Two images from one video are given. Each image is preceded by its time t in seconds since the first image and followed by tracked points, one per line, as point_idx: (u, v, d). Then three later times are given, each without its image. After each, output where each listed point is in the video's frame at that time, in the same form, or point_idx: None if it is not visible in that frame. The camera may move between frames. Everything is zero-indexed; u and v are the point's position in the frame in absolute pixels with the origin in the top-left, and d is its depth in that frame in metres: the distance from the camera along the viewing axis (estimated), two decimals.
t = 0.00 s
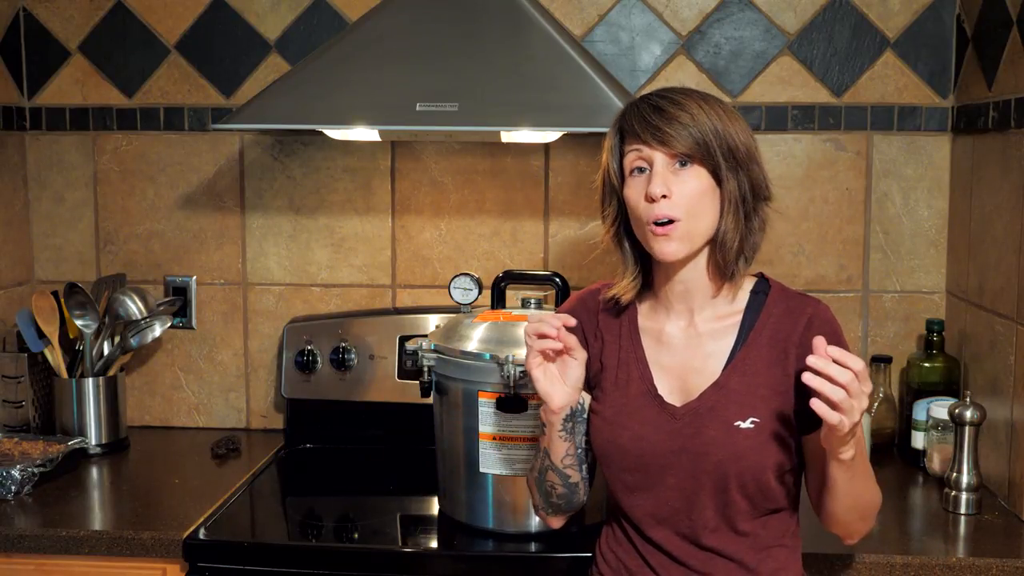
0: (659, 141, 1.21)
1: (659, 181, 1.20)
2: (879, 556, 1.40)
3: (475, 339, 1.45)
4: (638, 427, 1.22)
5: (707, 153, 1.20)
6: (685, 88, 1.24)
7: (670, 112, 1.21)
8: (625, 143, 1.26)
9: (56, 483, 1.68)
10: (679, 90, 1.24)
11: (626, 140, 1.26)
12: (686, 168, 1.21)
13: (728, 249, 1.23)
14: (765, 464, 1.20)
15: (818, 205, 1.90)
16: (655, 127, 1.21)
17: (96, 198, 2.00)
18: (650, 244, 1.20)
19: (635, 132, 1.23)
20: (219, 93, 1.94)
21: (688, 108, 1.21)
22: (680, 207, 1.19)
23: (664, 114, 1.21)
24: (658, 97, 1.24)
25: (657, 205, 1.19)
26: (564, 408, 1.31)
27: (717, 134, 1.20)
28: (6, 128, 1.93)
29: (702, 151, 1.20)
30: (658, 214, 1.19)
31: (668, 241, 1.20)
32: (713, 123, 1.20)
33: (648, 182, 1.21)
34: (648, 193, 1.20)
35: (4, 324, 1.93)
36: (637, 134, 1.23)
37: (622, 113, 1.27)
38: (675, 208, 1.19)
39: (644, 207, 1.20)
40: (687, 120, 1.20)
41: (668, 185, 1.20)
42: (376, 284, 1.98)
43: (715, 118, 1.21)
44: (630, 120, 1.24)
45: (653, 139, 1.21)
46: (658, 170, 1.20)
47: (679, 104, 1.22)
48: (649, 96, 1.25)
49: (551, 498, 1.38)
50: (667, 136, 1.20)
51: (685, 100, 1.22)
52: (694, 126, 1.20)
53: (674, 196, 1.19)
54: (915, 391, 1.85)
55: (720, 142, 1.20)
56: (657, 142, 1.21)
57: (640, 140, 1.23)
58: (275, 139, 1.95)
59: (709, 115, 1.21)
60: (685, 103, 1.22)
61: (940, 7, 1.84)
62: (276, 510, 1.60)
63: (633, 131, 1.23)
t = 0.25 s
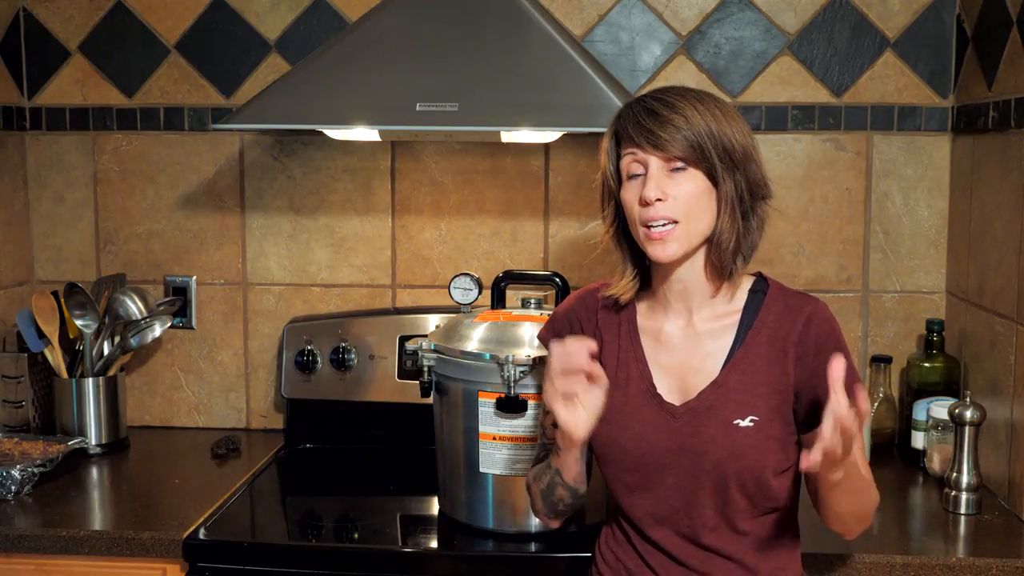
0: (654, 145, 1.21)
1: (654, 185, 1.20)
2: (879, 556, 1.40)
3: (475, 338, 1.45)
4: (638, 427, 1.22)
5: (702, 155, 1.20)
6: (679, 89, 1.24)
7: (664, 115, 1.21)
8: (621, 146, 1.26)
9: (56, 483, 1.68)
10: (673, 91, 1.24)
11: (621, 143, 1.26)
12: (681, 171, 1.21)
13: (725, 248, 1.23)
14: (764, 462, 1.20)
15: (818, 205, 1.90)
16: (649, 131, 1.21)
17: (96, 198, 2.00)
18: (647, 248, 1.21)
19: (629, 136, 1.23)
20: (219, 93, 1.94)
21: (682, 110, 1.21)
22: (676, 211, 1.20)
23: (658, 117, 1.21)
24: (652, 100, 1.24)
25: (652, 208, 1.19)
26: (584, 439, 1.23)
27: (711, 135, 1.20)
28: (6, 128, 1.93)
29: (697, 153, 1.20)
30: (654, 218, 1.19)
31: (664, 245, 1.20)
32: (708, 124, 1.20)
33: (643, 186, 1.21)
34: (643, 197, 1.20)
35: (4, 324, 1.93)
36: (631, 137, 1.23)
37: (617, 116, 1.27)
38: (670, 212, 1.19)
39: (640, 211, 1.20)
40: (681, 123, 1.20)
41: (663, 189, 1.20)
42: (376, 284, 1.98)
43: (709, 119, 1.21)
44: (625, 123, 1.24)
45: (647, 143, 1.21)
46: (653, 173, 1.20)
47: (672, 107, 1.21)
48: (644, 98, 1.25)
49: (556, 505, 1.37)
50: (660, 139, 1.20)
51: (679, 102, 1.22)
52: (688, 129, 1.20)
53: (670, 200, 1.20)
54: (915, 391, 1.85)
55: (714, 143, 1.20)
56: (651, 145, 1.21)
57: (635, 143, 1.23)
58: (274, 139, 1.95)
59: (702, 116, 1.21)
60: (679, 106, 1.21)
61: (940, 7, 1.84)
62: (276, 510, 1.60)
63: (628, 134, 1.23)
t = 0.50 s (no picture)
0: (656, 143, 1.21)
1: (656, 183, 1.20)
2: (879, 556, 1.40)
3: (475, 339, 1.46)
4: (638, 429, 1.22)
5: (704, 154, 1.20)
6: (682, 89, 1.24)
7: (667, 113, 1.21)
8: (623, 144, 1.26)
9: (56, 483, 1.68)
10: (676, 90, 1.24)
11: (624, 141, 1.26)
12: (684, 169, 1.21)
13: (726, 249, 1.23)
14: (764, 464, 1.20)
15: (818, 205, 1.90)
16: (652, 128, 1.21)
17: (96, 198, 2.00)
18: (649, 245, 1.20)
19: (632, 134, 1.23)
20: (219, 93, 1.94)
21: (685, 109, 1.21)
22: (678, 208, 1.19)
23: (661, 115, 1.21)
24: (655, 98, 1.24)
25: (655, 206, 1.19)
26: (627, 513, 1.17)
27: (714, 134, 1.20)
28: (6, 128, 1.93)
29: (700, 151, 1.20)
30: (656, 215, 1.19)
31: (666, 242, 1.19)
32: (710, 124, 1.20)
33: (646, 183, 1.21)
34: (646, 194, 1.20)
35: (4, 324, 1.93)
36: (634, 135, 1.23)
37: (620, 115, 1.27)
38: (673, 209, 1.19)
39: (642, 208, 1.20)
40: (684, 121, 1.20)
41: (666, 186, 1.20)
42: (376, 284, 1.98)
43: (711, 118, 1.21)
44: (628, 121, 1.24)
45: (650, 140, 1.21)
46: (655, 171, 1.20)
47: (675, 105, 1.22)
48: (647, 97, 1.25)
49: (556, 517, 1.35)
50: (663, 137, 1.20)
51: (682, 101, 1.22)
52: (691, 127, 1.20)
53: (673, 197, 1.19)
54: (915, 391, 1.85)
55: (717, 143, 1.20)
56: (654, 143, 1.21)
57: (637, 141, 1.23)
58: (274, 139, 1.95)
59: (705, 116, 1.21)
60: (682, 104, 1.22)
61: (940, 7, 1.84)
62: (276, 510, 1.60)
63: (630, 132, 1.23)
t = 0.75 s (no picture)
0: (658, 141, 1.21)
1: (658, 180, 1.20)
2: (879, 556, 1.40)
3: (475, 339, 1.46)
4: (639, 428, 1.22)
5: (706, 153, 1.20)
6: (685, 89, 1.25)
7: (669, 112, 1.21)
8: (625, 143, 1.26)
9: (56, 483, 1.68)
10: (679, 90, 1.24)
11: (625, 139, 1.26)
12: (685, 168, 1.21)
13: (726, 249, 1.23)
14: (765, 464, 1.20)
15: (818, 205, 1.90)
16: (654, 126, 1.21)
17: (96, 198, 2.00)
18: (649, 243, 1.20)
19: (634, 132, 1.23)
20: (219, 93, 1.94)
21: (687, 108, 1.21)
22: (678, 206, 1.20)
23: (663, 113, 1.22)
24: (658, 97, 1.24)
25: (656, 203, 1.19)
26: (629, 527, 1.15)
27: (715, 134, 1.20)
28: (6, 128, 1.92)
29: (701, 150, 1.20)
30: (657, 213, 1.19)
31: (666, 240, 1.19)
32: (712, 123, 1.20)
33: (647, 181, 1.21)
34: (647, 191, 1.20)
35: (4, 324, 1.93)
36: (635, 133, 1.23)
37: (622, 113, 1.27)
38: (674, 207, 1.19)
39: (643, 206, 1.20)
40: (686, 120, 1.20)
41: (667, 184, 1.20)
42: (376, 284, 1.98)
43: (713, 118, 1.21)
44: (630, 119, 1.25)
45: (652, 138, 1.21)
46: (657, 169, 1.20)
47: (678, 104, 1.22)
48: (650, 95, 1.25)
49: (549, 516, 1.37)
50: (665, 135, 1.20)
51: (684, 100, 1.22)
52: (692, 126, 1.20)
53: (674, 195, 1.19)
54: (915, 391, 1.85)
55: (718, 142, 1.20)
56: (656, 141, 1.21)
57: (639, 139, 1.23)
58: (274, 139, 1.95)
59: (707, 115, 1.21)
60: (684, 103, 1.22)
61: (940, 7, 1.84)
62: (276, 510, 1.60)
63: (632, 130, 1.24)
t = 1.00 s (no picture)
0: (660, 137, 1.21)
1: (660, 176, 1.20)
2: (879, 556, 1.40)
3: (475, 339, 1.45)
4: (641, 425, 1.22)
5: (707, 149, 1.20)
6: (686, 87, 1.25)
7: (671, 108, 1.21)
8: (626, 141, 1.26)
9: (56, 483, 1.68)
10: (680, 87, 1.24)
11: (626, 137, 1.26)
12: (686, 164, 1.21)
13: (728, 246, 1.23)
14: (767, 460, 1.20)
15: (817, 205, 1.90)
16: (656, 123, 1.21)
17: (96, 198, 2.00)
18: (652, 238, 1.21)
19: (636, 129, 1.23)
20: (219, 93, 1.94)
21: (688, 105, 1.22)
22: (681, 202, 1.20)
23: (665, 110, 1.22)
24: (659, 95, 1.24)
25: (658, 199, 1.19)
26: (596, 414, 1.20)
27: (717, 131, 1.20)
28: (6, 128, 1.93)
29: (703, 147, 1.20)
30: (660, 208, 1.19)
31: (669, 235, 1.20)
32: (713, 120, 1.21)
33: (649, 178, 1.22)
34: (650, 187, 1.20)
35: (4, 324, 1.93)
36: (637, 130, 1.23)
37: (622, 112, 1.27)
38: (676, 203, 1.20)
39: (645, 201, 1.20)
40: (687, 116, 1.20)
41: (669, 179, 1.20)
42: (376, 284, 1.98)
43: (714, 115, 1.21)
44: (630, 118, 1.25)
45: (654, 135, 1.21)
46: (659, 165, 1.21)
47: (679, 101, 1.22)
48: (650, 93, 1.25)
49: (549, 507, 1.39)
50: (667, 131, 1.20)
51: (685, 97, 1.23)
52: (694, 122, 1.20)
53: (676, 191, 1.20)
54: (915, 391, 1.85)
55: (720, 139, 1.20)
56: (657, 138, 1.21)
57: (641, 136, 1.23)
58: (274, 139, 1.95)
59: (708, 112, 1.21)
60: (685, 101, 1.22)
61: (940, 7, 1.84)
62: (276, 510, 1.60)
63: (633, 128, 1.24)
